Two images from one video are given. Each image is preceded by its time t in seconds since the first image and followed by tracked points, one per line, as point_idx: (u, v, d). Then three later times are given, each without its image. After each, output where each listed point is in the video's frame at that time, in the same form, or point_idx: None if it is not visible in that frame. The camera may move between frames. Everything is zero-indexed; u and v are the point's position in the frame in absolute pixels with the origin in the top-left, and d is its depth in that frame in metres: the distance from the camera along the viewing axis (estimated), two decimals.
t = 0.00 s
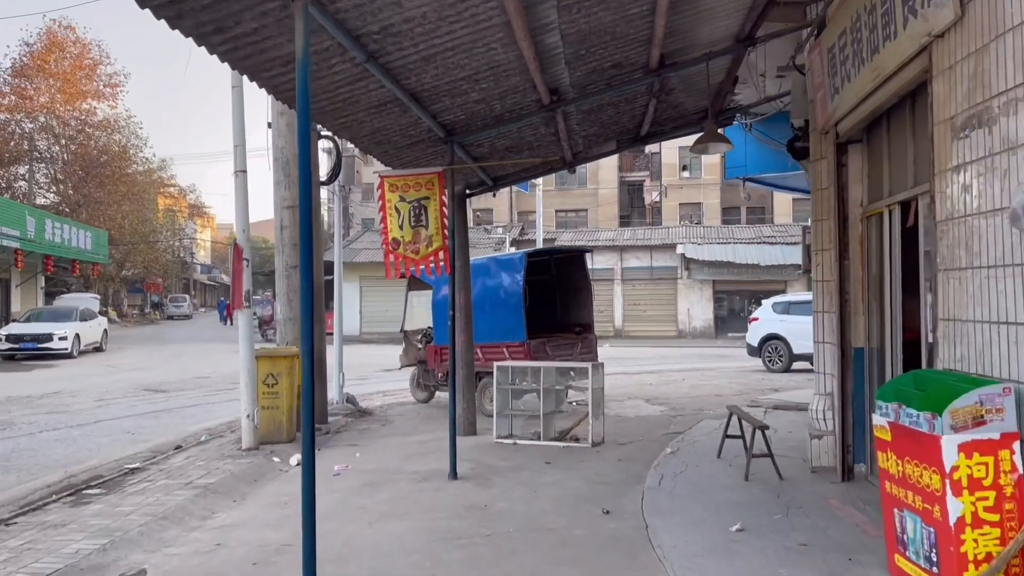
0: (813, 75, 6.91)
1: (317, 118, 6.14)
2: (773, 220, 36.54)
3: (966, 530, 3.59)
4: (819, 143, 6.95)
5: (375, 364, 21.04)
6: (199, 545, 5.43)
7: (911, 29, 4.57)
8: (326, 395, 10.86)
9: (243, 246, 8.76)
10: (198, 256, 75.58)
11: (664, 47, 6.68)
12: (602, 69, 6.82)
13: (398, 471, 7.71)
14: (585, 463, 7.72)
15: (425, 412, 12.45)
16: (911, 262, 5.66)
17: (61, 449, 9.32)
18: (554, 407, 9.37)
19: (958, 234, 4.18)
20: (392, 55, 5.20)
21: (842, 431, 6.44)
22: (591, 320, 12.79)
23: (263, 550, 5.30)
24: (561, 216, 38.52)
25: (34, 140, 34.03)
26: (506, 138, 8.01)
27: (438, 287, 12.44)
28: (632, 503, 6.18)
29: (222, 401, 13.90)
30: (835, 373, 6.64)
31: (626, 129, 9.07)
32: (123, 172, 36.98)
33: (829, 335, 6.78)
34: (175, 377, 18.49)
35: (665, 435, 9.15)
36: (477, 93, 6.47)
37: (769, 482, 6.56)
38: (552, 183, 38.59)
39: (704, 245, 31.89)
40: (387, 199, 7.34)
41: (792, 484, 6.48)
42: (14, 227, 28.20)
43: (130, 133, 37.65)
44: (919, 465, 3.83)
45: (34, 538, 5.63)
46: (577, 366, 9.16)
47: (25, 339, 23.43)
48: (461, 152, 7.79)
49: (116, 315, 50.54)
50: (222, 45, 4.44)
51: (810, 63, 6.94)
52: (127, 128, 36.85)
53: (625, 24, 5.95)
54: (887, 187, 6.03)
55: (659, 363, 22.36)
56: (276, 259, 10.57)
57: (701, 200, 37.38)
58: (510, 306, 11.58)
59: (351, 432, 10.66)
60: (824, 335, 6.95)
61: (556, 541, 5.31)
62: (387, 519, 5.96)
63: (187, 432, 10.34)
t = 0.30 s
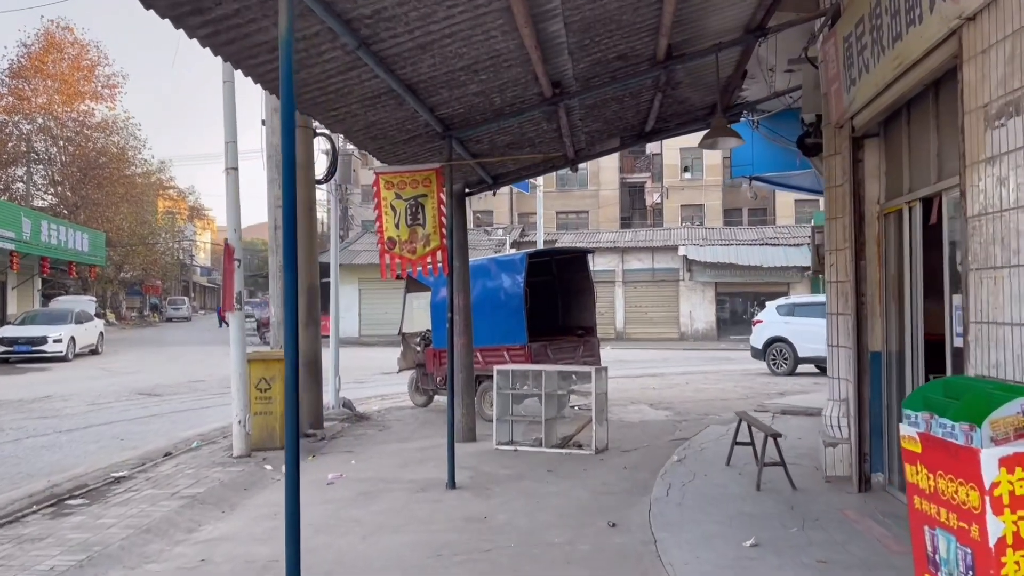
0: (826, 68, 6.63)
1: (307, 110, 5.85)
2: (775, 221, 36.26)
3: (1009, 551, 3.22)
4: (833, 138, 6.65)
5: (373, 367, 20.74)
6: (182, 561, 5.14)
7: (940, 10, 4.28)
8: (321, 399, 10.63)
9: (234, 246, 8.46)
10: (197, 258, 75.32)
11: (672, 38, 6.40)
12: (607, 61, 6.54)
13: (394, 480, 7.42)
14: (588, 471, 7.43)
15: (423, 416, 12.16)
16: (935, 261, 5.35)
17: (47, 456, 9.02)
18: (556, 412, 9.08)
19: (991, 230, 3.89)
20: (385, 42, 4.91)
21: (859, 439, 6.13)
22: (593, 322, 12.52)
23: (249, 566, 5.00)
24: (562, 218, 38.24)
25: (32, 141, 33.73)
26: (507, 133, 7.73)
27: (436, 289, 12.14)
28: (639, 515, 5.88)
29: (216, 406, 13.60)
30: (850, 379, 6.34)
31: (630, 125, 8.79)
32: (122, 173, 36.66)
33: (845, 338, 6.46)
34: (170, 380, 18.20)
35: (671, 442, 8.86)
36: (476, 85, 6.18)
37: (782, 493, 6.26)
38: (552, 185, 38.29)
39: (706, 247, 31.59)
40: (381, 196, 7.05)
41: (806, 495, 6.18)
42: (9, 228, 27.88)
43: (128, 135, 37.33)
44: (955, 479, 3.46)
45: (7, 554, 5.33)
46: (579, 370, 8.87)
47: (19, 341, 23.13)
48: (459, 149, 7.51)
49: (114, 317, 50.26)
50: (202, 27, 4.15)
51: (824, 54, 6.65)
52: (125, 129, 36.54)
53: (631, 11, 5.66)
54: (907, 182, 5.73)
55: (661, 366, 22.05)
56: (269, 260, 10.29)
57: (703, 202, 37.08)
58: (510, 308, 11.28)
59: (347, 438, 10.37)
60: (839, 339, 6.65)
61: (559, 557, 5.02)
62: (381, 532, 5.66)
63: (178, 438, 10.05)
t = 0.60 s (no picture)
0: (838, 55, 6.35)
1: (293, 99, 5.56)
2: (775, 222, 35.98)
3: None
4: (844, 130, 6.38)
5: (369, 369, 20.46)
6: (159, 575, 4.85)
7: None
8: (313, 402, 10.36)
9: (222, 244, 8.16)
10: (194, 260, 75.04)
11: (676, 24, 6.12)
12: (608, 49, 6.26)
13: (387, 486, 7.13)
14: (589, 478, 7.14)
15: (419, 420, 11.87)
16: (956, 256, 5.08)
17: (29, 461, 8.73)
18: (555, 416, 8.79)
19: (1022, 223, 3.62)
20: (374, 24, 4.63)
21: (874, 445, 5.83)
22: (594, 322, 12.23)
23: None
24: (561, 219, 37.97)
25: (27, 141, 33.40)
26: (504, 127, 7.46)
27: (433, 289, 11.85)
28: (643, 525, 5.60)
29: (207, 409, 13.31)
30: (864, 381, 6.05)
31: (632, 119, 8.51)
32: (118, 174, 36.34)
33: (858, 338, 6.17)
34: (162, 383, 17.90)
35: (674, 446, 8.58)
36: (472, 73, 5.89)
37: (792, 502, 5.96)
38: (551, 185, 37.99)
39: (706, 247, 31.31)
40: (373, 191, 6.76)
41: (818, 503, 5.89)
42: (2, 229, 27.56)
43: (125, 135, 37.00)
44: (991, 493, 3.16)
45: None
46: (579, 372, 8.59)
47: (11, 343, 22.82)
48: (455, 142, 7.23)
49: (110, 318, 49.94)
50: (177, 5, 3.88)
51: (835, 42, 6.37)
52: (121, 129, 36.21)
53: None
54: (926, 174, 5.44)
55: (661, 367, 21.77)
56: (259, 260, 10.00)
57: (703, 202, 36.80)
58: (509, 308, 10.99)
59: (340, 442, 10.09)
60: (850, 340, 6.37)
61: (560, 570, 4.73)
62: (371, 543, 5.38)
63: (166, 443, 9.76)
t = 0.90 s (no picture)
0: (848, 45, 6.08)
1: (276, 89, 5.28)
2: (773, 221, 35.72)
3: None
4: (854, 123, 6.11)
5: (364, 371, 20.17)
6: None
7: None
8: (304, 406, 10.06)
9: (206, 243, 7.84)
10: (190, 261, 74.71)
11: (680, 12, 5.84)
12: (607, 38, 5.98)
13: (377, 496, 6.85)
14: (588, 486, 6.85)
15: (413, 424, 11.57)
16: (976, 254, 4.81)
17: (7, 468, 8.43)
18: (552, 421, 8.50)
19: None
20: (360, 6, 4.35)
21: (887, 453, 5.56)
22: (592, 323, 11.95)
23: None
24: (557, 219, 37.71)
25: (19, 141, 33.03)
26: (500, 121, 7.19)
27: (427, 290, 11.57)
28: (646, 537, 5.32)
29: (197, 412, 13.01)
30: (877, 386, 5.78)
31: (632, 114, 8.24)
32: (111, 175, 35.98)
33: (871, 340, 5.89)
34: (153, 386, 17.60)
35: (675, 452, 8.30)
36: (464, 63, 5.61)
37: (801, 513, 5.68)
38: (547, 185, 37.72)
39: (704, 248, 31.05)
40: (363, 187, 6.47)
41: (829, 514, 5.62)
42: None
43: (119, 136, 36.62)
44: None
45: None
46: (577, 375, 8.31)
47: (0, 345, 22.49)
48: (448, 137, 6.96)
49: (105, 319, 49.59)
50: None
51: (845, 31, 6.10)
52: (114, 130, 35.82)
53: None
54: (943, 168, 5.17)
55: (659, 369, 21.49)
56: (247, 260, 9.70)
57: (700, 202, 36.54)
58: (505, 310, 10.71)
59: (331, 448, 9.80)
60: (861, 342, 6.10)
61: None
62: (359, 558, 5.09)
63: (151, 449, 9.46)
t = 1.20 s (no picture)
0: (858, 28, 5.80)
1: (254, 71, 4.95)
2: (768, 219, 35.53)
3: None
4: (864, 111, 5.84)
5: (355, 371, 19.84)
6: None
7: None
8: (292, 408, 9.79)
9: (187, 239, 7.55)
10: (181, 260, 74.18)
11: None
12: (606, 20, 5.68)
13: (366, 502, 6.54)
14: (587, 491, 6.57)
15: (405, 425, 11.27)
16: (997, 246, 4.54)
17: None
18: (548, 422, 8.21)
19: None
20: None
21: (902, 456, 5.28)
22: (587, 322, 11.66)
23: None
24: (551, 217, 37.43)
25: (6, 139, 32.53)
26: (493, 110, 6.90)
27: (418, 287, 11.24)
28: (648, 547, 5.03)
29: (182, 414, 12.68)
30: (890, 386, 5.50)
31: (630, 104, 7.96)
32: (100, 173, 35.50)
33: (884, 338, 5.61)
34: (140, 386, 17.25)
35: (676, 454, 8.02)
36: (456, 46, 5.31)
37: (812, 520, 5.40)
38: (541, 182, 37.41)
39: (699, 245, 30.80)
40: (348, 179, 6.15)
41: (840, 520, 5.34)
42: None
43: (108, 133, 36.12)
44: None
45: None
46: (574, 376, 8.02)
47: None
48: (438, 126, 6.67)
49: (94, 319, 49.10)
50: None
51: (856, 14, 5.82)
52: (104, 128, 35.40)
53: None
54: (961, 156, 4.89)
55: (655, 368, 21.23)
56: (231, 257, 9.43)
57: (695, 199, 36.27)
58: (499, 308, 10.41)
59: (319, 451, 9.49)
60: (872, 339, 5.82)
61: None
62: (344, 570, 4.79)
63: (132, 453, 9.13)
